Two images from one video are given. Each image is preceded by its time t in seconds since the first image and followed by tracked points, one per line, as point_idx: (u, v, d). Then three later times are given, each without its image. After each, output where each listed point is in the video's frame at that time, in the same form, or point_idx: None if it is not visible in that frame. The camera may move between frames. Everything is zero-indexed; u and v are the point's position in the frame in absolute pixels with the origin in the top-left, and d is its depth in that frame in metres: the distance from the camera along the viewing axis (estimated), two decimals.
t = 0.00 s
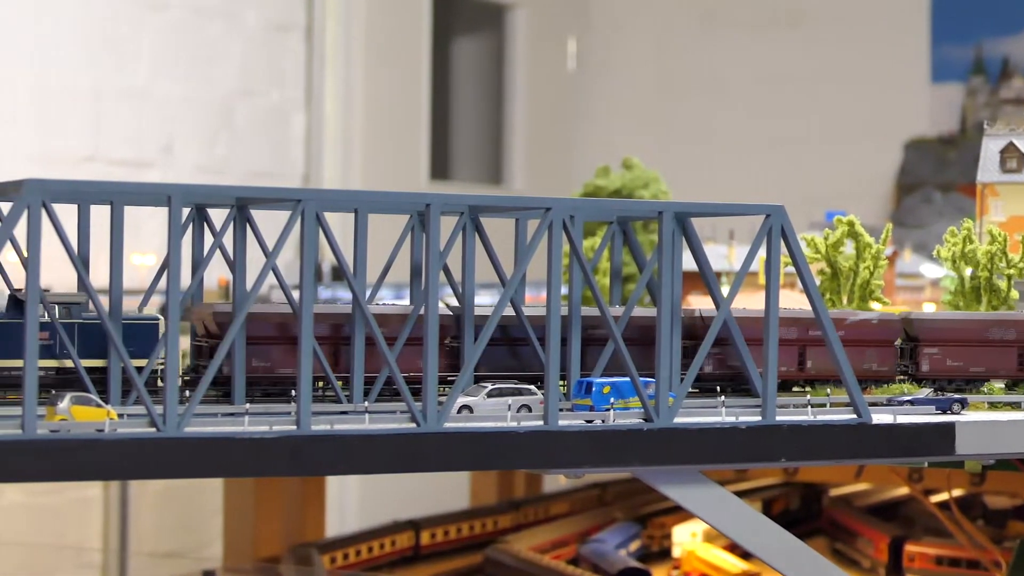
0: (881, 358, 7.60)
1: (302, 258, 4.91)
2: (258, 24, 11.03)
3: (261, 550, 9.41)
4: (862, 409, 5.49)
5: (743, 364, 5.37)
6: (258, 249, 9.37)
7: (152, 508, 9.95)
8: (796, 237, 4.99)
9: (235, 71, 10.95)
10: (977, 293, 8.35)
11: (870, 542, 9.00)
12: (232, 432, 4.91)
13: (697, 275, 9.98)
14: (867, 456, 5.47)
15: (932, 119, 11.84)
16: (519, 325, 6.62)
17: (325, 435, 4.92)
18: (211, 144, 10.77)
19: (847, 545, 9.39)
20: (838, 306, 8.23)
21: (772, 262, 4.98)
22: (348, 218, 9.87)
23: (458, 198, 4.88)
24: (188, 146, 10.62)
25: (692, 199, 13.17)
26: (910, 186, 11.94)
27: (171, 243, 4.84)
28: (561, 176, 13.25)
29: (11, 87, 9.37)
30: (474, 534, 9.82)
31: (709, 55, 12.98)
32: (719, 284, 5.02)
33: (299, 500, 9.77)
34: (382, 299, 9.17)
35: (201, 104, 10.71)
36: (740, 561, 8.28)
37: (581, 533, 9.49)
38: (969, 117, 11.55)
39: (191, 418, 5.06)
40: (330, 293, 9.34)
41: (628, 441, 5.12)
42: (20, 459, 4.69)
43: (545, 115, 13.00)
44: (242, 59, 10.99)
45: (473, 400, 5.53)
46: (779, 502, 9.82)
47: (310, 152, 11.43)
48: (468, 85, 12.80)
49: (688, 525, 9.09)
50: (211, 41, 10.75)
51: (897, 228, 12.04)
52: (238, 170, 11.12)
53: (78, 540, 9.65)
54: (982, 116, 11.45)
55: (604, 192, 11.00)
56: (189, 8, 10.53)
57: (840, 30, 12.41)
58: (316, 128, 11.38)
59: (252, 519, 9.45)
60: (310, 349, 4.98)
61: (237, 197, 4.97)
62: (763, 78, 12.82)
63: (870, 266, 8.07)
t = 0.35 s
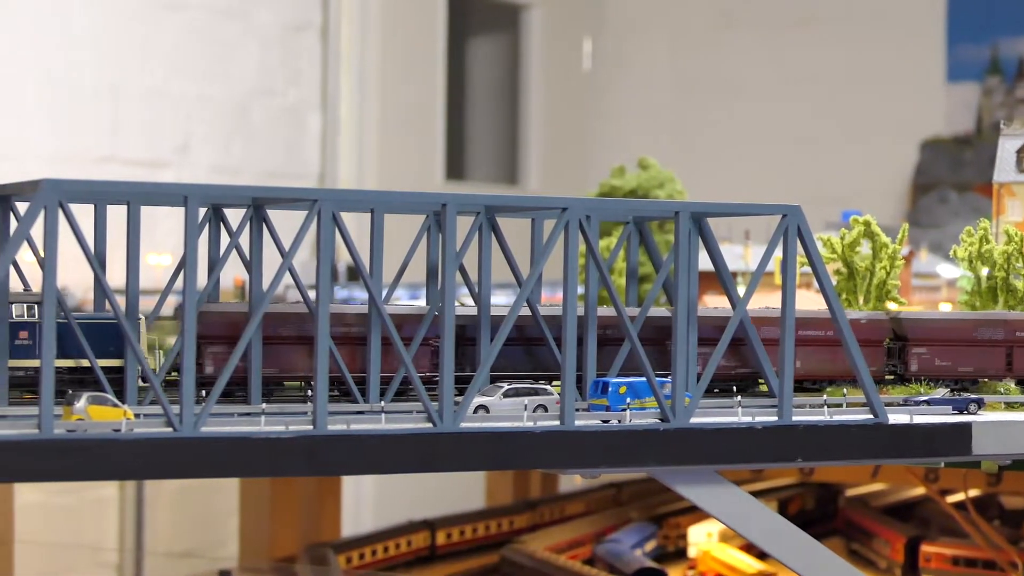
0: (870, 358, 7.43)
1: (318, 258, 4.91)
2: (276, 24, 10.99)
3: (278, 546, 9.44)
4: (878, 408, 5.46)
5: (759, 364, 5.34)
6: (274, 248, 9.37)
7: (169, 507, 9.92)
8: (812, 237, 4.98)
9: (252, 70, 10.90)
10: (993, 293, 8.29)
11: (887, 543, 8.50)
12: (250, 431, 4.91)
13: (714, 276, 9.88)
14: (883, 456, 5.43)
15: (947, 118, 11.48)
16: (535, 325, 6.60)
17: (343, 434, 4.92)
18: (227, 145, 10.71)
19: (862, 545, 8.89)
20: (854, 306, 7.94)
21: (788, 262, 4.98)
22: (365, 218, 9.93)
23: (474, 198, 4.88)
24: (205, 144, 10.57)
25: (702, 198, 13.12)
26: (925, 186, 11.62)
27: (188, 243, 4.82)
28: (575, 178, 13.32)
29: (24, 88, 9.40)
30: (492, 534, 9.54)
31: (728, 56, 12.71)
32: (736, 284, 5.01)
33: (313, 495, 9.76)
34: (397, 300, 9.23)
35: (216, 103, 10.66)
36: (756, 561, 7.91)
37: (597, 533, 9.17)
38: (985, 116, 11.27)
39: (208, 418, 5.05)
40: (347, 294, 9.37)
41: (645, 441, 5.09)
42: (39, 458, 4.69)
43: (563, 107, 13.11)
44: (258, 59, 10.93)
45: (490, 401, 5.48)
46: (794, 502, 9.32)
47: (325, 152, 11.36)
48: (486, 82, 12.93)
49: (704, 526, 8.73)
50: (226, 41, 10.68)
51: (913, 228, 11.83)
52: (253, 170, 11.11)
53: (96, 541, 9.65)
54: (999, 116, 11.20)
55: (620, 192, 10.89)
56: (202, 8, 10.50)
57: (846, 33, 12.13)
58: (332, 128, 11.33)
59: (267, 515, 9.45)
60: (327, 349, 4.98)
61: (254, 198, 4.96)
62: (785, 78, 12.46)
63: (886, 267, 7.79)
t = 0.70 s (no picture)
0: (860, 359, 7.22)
1: (336, 258, 4.91)
2: (293, 24, 11.03)
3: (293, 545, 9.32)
4: (896, 409, 5.39)
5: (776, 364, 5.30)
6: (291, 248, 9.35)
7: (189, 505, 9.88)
8: (829, 237, 4.97)
9: (269, 70, 10.91)
10: (1012, 293, 8.26)
11: (904, 543, 8.32)
12: (267, 432, 4.89)
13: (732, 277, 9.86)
14: (901, 456, 5.36)
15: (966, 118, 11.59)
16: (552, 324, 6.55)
17: (360, 434, 4.89)
18: (245, 146, 10.70)
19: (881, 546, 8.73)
20: (871, 307, 7.91)
21: (805, 262, 4.97)
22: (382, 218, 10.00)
23: (491, 198, 4.87)
24: (220, 145, 10.54)
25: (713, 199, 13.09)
26: (943, 185, 11.75)
27: (206, 243, 4.82)
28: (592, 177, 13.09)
29: (42, 88, 9.31)
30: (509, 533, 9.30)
31: (744, 58, 12.64)
32: (753, 284, 5.01)
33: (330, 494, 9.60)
34: (416, 300, 9.23)
35: (232, 105, 10.63)
36: (773, 562, 7.77)
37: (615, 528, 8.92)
38: (1003, 116, 11.34)
39: (225, 418, 5.04)
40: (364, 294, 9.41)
41: (663, 442, 5.03)
42: (56, 459, 4.69)
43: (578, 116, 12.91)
44: (275, 59, 10.95)
45: (506, 400, 5.41)
46: (811, 502, 9.19)
47: (342, 154, 11.46)
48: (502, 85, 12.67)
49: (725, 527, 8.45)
50: (245, 41, 10.68)
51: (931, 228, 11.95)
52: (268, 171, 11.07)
53: (112, 541, 9.52)
54: (1018, 116, 11.27)
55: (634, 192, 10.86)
56: (218, 8, 10.47)
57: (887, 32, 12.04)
58: (349, 132, 11.43)
59: (284, 515, 9.33)
60: (344, 348, 4.97)
61: (271, 198, 4.94)
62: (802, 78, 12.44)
63: (904, 267, 7.75)
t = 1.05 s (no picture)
0: (851, 359, 7.14)
1: (355, 258, 4.90)
2: (313, 26, 11.00)
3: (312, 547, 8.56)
4: (916, 411, 5.29)
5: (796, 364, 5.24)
6: (308, 246, 9.35)
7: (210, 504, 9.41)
8: (849, 238, 4.96)
9: (286, 69, 10.83)
10: None
11: (924, 544, 7.74)
12: (286, 432, 4.88)
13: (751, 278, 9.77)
14: (923, 458, 5.25)
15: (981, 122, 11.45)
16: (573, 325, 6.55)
17: (379, 435, 4.87)
18: (262, 147, 10.62)
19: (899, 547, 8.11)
20: (891, 308, 7.83)
21: (825, 262, 4.97)
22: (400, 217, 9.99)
23: (511, 198, 4.87)
24: (240, 144, 10.49)
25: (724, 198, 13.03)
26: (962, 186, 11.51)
27: (225, 243, 4.82)
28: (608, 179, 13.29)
29: (61, 88, 9.21)
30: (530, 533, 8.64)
31: (753, 60, 12.77)
32: (773, 285, 5.00)
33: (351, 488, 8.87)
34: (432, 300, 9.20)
35: (250, 104, 10.55)
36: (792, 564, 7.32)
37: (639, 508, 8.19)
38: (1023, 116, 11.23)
39: (244, 418, 5.02)
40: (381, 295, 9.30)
41: (681, 442, 4.97)
42: (74, 459, 4.67)
43: (589, 116, 13.02)
44: (292, 58, 10.86)
45: (526, 400, 5.35)
46: (829, 504, 8.46)
47: (360, 152, 11.34)
48: (518, 83, 13.02)
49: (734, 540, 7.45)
50: (262, 42, 10.58)
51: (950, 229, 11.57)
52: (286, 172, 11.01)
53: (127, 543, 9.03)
54: None
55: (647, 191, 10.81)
56: (233, 8, 10.36)
57: (903, 28, 11.96)
58: (366, 132, 11.30)
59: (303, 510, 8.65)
60: (363, 349, 4.97)
61: (290, 198, 4.92)
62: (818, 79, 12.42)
63: (922, 268, 7.69)
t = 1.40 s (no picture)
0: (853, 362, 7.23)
1: (375, 258, 4.90)
2: (330, 24, 9.91)
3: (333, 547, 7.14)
4: (935, 409, 5.16)
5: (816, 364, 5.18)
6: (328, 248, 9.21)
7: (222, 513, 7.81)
8: (869, 237, 4.96)
9: (306, 67, 9.77)
10: None
11: (942, 544, 6.59)
12: (306, 432, 4.85)
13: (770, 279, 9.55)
14: (944, 458, 5.12)
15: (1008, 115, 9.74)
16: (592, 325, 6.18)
17: (399, 434, 4.85)
18: (281, 147, 9.54)
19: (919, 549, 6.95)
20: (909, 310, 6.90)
21: (845, 262, 4.96)
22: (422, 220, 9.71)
23: (530, 199, 4.87)
24: (260, 145, 9.38)
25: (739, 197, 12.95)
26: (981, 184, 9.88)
27: (246, 243, 4.82)
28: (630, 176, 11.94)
29: (82, 87, 8.27)
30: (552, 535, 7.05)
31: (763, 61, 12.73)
32: (792, 285, 4.99)
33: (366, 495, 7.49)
34: (452, 301, 8.90)
35: (272, 102, 9.48)
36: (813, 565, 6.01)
37: (666, 496, 7.61)
38: None
39: (264, 418, 5.00)
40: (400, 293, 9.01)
41: (701, 442, 4.93)
42: (93, 458, 4.64)
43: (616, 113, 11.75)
44: (311, 59, 9.81)
45: (546, 400, 5.28)
46: (847, 505, 7.12)
47: (379, 151, 10.26)
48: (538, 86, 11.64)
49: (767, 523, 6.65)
50: (283, 44, 9.56)
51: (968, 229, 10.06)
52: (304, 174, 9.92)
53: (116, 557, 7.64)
54: None
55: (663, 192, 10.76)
56: (256, 8, 9.31)
57: (911, 28, 10.43)
58: (386, 129, 10.22)
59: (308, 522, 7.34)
60: (382, 349, 4.96)
61: (311, 198, 4.92)
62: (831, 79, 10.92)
63: (943, 268, 6.74)
